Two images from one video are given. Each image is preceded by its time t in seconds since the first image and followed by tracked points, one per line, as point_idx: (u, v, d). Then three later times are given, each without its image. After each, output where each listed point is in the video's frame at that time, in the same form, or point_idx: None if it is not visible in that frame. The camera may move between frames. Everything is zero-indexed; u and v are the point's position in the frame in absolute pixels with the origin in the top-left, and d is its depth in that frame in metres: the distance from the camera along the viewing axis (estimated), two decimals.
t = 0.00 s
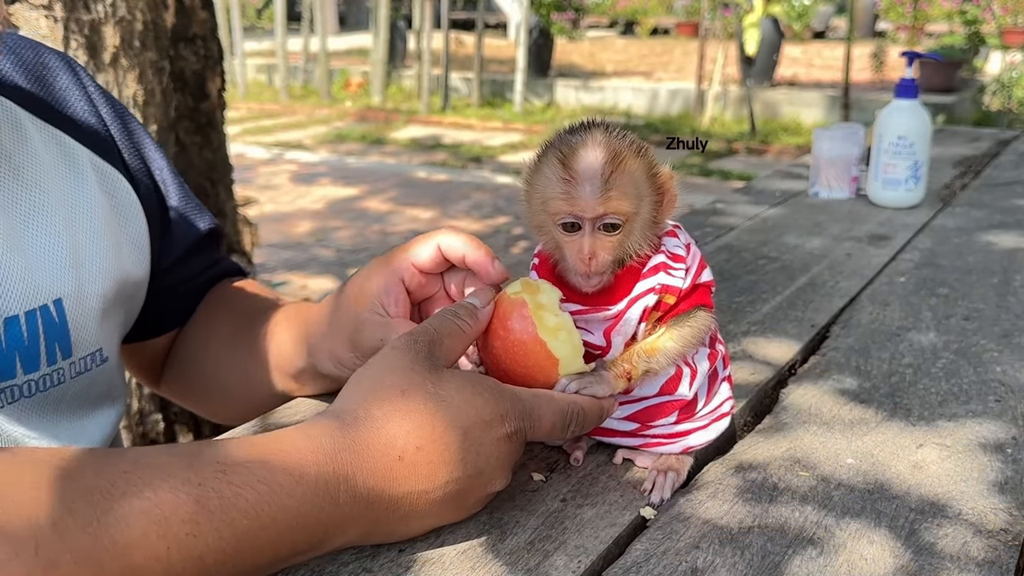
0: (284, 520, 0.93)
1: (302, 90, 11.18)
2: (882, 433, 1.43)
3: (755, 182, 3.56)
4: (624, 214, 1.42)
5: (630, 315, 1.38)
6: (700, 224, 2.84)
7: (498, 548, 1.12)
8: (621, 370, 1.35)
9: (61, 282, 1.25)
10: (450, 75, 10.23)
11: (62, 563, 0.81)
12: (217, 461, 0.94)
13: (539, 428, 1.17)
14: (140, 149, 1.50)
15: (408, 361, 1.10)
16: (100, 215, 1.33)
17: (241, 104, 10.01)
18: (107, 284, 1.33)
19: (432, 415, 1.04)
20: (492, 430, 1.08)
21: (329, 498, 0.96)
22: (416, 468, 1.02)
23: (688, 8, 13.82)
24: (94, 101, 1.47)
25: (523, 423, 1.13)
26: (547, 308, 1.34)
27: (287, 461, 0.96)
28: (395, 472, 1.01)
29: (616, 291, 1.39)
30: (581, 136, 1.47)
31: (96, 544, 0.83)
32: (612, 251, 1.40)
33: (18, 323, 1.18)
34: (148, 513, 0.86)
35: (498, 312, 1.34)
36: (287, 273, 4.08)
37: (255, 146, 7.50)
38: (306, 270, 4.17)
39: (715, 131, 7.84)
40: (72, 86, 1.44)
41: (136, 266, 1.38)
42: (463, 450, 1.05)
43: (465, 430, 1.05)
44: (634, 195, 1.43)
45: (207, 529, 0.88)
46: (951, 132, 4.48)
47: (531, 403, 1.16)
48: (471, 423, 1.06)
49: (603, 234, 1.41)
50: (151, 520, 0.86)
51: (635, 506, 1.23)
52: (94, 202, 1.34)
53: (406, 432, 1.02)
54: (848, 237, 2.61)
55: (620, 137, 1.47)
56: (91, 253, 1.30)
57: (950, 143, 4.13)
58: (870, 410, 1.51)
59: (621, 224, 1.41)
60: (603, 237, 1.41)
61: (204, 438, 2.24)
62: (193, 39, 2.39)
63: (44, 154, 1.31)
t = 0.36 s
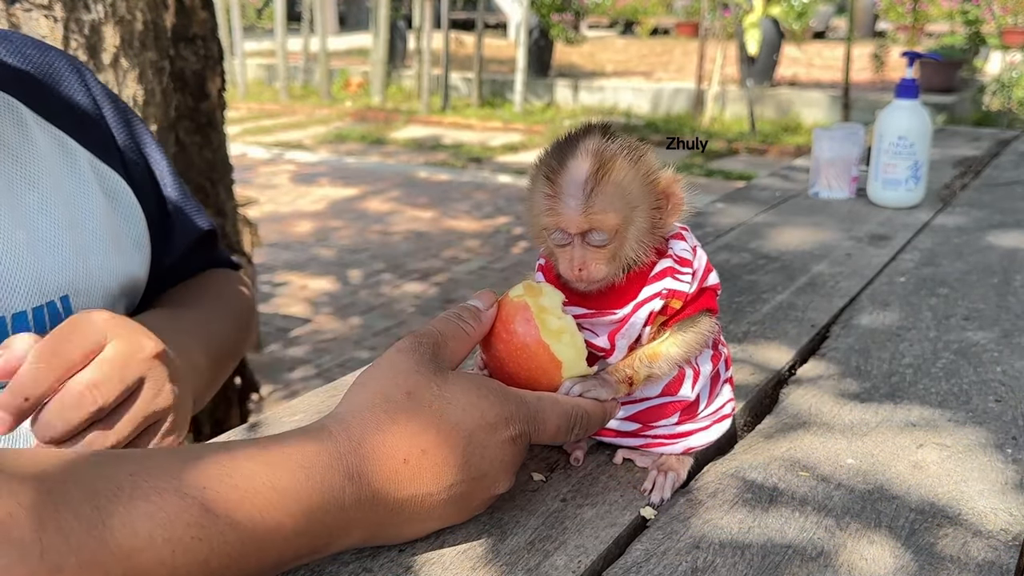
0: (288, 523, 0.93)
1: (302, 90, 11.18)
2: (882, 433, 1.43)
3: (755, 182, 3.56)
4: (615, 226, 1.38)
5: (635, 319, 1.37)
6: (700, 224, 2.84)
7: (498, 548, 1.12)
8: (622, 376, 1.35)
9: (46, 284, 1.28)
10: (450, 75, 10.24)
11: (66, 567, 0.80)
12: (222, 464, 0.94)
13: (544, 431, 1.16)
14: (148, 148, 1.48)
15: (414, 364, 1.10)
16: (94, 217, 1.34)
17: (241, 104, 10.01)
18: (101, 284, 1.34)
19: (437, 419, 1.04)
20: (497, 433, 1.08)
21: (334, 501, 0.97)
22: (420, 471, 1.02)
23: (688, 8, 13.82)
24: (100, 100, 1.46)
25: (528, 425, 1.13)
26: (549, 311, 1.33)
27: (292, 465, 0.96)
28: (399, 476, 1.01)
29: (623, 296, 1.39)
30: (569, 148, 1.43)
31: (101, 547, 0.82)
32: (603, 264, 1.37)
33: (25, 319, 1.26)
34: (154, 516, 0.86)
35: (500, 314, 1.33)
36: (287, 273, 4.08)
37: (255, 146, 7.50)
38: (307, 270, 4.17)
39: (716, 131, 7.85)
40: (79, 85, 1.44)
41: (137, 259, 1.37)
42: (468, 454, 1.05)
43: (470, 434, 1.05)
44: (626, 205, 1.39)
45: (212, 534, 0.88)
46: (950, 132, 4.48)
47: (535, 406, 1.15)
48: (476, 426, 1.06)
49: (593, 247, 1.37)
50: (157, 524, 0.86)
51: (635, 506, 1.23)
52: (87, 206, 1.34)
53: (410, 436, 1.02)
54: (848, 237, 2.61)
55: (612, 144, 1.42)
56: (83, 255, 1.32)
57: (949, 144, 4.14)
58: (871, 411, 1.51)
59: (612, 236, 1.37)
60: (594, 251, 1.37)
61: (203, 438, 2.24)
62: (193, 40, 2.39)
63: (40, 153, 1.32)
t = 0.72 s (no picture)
0: (285, 525, 0.93)
1: (302, 90, 11.18)
2: (882, 434, 1.43)
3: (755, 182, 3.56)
4: (592, 237, 1.38)
5: (634, 322, 1.37)
6: (700, 224, 2.84)
7: (498, 549, 1.12)
8: (621, 376, 1.35)
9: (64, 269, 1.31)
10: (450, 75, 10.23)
11: (65, 565, 0.81)
12: (220, 464, 0.94)
13: (542, 432, 1.16)
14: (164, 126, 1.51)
15: (412, 366, 1.10)
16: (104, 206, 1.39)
17: (241, 104, 10.01)
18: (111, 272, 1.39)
19: (434, 420, 1.04)
20: (495, 435, 1.08)
21: (330, 502, 0.97)
22: (418, 473, 1.02)
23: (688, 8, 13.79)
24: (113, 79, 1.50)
25: (525, 428, 1.13)
26: (544, 311, 1.33)
27: (288, 466, 0.96)
28: (396, 478, 1.01)
29: (622, 297, 1.39)
30: (553, 163, 1.45)
31: (98, 547, 0.83)
32: (581, 273, 1.38)
33: (25, 301, 1.24)
34: (151, 517, 0.86)
35: (498, 317, 1.34)
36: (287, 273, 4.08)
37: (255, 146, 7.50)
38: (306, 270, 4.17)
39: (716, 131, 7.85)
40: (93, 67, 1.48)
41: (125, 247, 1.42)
42: (465, 456, 1.05)
43: (467, 435, 1.05)
44: (604, 217, 1.39)
45: (209, 534, 0.88)
46: (951, 132, 4.48)
47: (533, 408, 1.16)
48: (473, 428, 1.06)
49: (571, 257, 1.39)
50: (154, 524, 0.86)
51: (635, 506, 1.23)
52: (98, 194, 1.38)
53: (408, 437, 1.02)
54: (848, 237, 2.61)
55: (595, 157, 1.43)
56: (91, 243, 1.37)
57: (950, 143, 4.13)
58: (871, 411, 1.51)
59: (589, 247, 1.38)
60: (571, 263, 1.39)
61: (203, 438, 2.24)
62: (193, 40, 2.39)
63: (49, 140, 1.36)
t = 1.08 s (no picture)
0: (292, 531, 0.94)
1: (302, 89, 11.16)
2: (882, 433, 1.43)
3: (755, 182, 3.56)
4: (575, 230, 1.39)
5: (632, 323, 1.35)
6: (700, 224, 2.84)
7: (498, 548, 1.12)
8: (620, 376, 1.36)
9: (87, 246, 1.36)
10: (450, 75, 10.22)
11: None
12: (227, 471, 0.94)
13: (545, 433, 1.17)
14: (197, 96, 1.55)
15: (417, 366, 1.10)
16: (130, 182, 1.43)
17: (241, 104, 10.00)
18: (133, 247, 1.45)
19: (441, 421, 1.04)
20: (500, 436, 1.08)
21: (337, 506, 0.97)
22: (423, 474, 1.02)
23: (688, 8, 13.79)
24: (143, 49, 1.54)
25: (529, 428, 1.13)
26: (544, 313, 1.32)
27: (297, 470, 0.96)
28: (402, 479, 1.01)
29: (620, 299, 1.36)
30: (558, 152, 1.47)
31: (105, 560, 0.83)
32: (559, 263, 1.39)
33: (40, 290, 1.29)
34: (159, 529, 0.87)
35: (497, 318, 1.33)
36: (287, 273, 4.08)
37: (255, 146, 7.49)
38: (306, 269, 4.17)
39: (716, 131, 7.84)
40: (124, 36, 1.52)
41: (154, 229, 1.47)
42: (470, 457, 1.05)
43: (472, 437, 1.05)
44: (590, 212, 1.39)
45: (216, 543, 0.89)
46: (951, 131, 4.48)
47: (536, 409, 1.16)
48: (478, 430, 1.06)
49: (552, 245, 1.40)
50: (161, 536, 0.86)
51: (635, 506, 1.23)
52: (125, 170, 1.43)
53: (414, 439, 1.02)
54: (848, 237, 2.61)
55: (598, 154, 1.44)
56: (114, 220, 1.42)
57: (949, 143, 4.13)
58: (870, 411, 1.51)
59: (568, 239, 1.39)
60: (549, 251, 1.40)
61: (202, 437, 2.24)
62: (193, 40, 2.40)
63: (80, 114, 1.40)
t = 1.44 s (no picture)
0: (288, 526, 0.95)
1: (302, 89, 11.16)
2: (882, 433, 1.43)
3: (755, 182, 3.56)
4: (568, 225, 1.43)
5: (629, 321, 1.36)
6: (700, 224, 2.84)
7: (498, 549, 1.12)
8: (615, 372, 1.35)
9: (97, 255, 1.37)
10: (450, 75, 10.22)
11: None
12: (224, 466, 0.95)
13: (539, 427, 1.17)
14: (215, 101, 1.56)
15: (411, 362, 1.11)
16: (145, 189, 1.44)
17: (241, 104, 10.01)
18: (146, 253, 1.45)
19: (436, 414, 1.05)
20: (494, 430, 1.08)
21: (334, 501, 0.98)
22: (419, 467, 1.03)
23: (689, 8, 13.80)
24: (161, 52, 1.54)
25: (523, 422, 1.13)
26: (536, 310, 1.33)
27: (293, 465, 0.98)
28: (397, 472, 1.02)
29: (616, 298, 1.37)
30: (554, 150, 1.53)
31: (106, 558, 0.83)
32: (552, 256, 1.43)
33: (52, 301, 1.29)
34: (156, 525, 0.87)
35: (490, 317, 1.34)
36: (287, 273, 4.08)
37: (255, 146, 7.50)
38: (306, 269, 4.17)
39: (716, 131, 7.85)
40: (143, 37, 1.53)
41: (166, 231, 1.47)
42: (465, 450, 1.05)
43: (467, 430, 1.06)
44: (582, 208, 1.43)
45: (213, 538, 0.89)
46: (950, 132, 4.48)
47: (531, 404, 1.16)
48: (473, 423, 1.07)
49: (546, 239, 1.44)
50: (160, 532, 0.86)
51: (635, 506, 1.23)
52: (140, 177, 1.43)
53: (409, 432, 1.04)
54: (847, 237, 2.61)
55: (593, 152, 1.48)
56: (127, 226, 1.43)
57: (949, 144, 4.13)
58: (870, 411, 1.51)
59: (561, 233, 1.43)
60: (541, 245, 1.44)
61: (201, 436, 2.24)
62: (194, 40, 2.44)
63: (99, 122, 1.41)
